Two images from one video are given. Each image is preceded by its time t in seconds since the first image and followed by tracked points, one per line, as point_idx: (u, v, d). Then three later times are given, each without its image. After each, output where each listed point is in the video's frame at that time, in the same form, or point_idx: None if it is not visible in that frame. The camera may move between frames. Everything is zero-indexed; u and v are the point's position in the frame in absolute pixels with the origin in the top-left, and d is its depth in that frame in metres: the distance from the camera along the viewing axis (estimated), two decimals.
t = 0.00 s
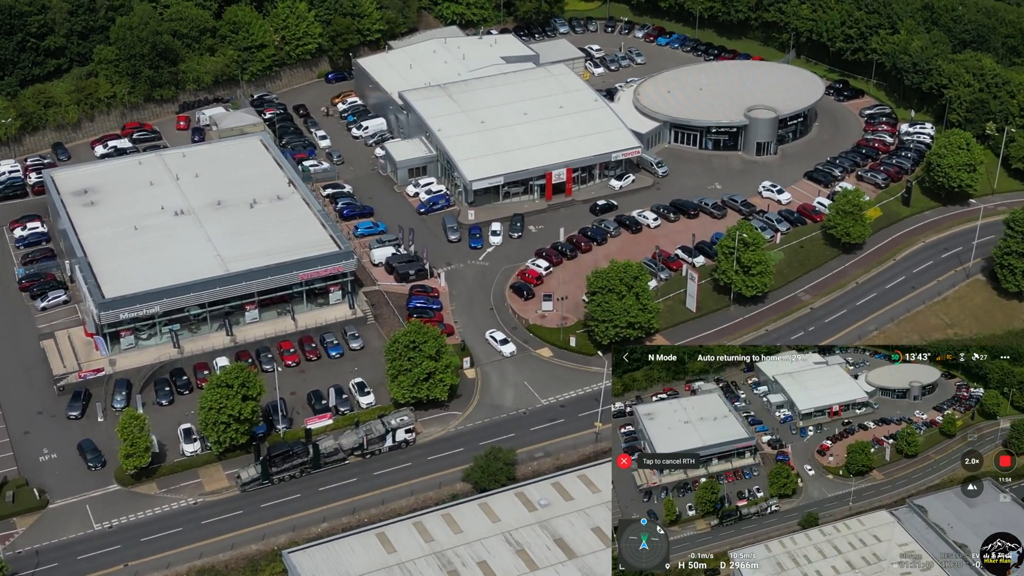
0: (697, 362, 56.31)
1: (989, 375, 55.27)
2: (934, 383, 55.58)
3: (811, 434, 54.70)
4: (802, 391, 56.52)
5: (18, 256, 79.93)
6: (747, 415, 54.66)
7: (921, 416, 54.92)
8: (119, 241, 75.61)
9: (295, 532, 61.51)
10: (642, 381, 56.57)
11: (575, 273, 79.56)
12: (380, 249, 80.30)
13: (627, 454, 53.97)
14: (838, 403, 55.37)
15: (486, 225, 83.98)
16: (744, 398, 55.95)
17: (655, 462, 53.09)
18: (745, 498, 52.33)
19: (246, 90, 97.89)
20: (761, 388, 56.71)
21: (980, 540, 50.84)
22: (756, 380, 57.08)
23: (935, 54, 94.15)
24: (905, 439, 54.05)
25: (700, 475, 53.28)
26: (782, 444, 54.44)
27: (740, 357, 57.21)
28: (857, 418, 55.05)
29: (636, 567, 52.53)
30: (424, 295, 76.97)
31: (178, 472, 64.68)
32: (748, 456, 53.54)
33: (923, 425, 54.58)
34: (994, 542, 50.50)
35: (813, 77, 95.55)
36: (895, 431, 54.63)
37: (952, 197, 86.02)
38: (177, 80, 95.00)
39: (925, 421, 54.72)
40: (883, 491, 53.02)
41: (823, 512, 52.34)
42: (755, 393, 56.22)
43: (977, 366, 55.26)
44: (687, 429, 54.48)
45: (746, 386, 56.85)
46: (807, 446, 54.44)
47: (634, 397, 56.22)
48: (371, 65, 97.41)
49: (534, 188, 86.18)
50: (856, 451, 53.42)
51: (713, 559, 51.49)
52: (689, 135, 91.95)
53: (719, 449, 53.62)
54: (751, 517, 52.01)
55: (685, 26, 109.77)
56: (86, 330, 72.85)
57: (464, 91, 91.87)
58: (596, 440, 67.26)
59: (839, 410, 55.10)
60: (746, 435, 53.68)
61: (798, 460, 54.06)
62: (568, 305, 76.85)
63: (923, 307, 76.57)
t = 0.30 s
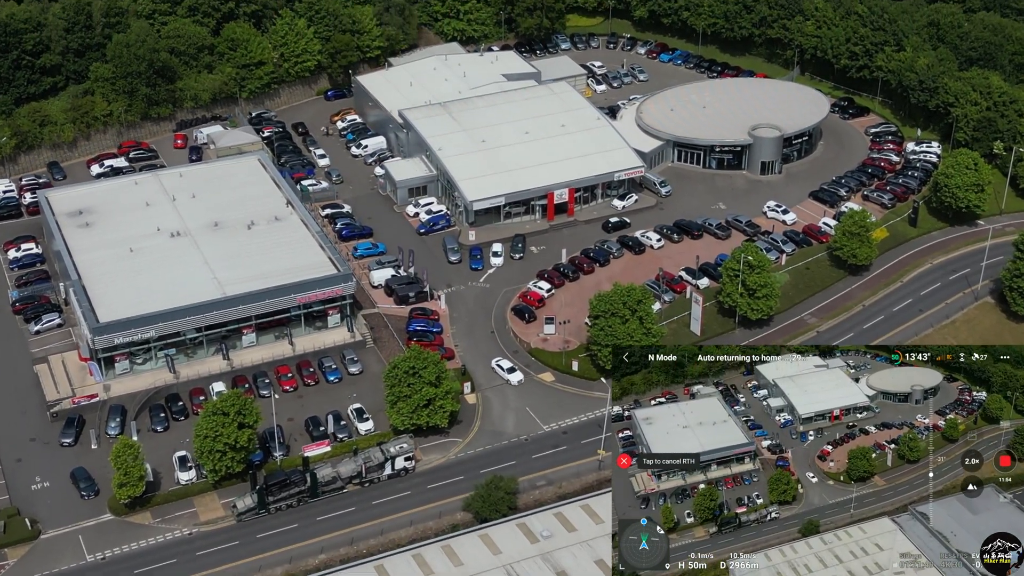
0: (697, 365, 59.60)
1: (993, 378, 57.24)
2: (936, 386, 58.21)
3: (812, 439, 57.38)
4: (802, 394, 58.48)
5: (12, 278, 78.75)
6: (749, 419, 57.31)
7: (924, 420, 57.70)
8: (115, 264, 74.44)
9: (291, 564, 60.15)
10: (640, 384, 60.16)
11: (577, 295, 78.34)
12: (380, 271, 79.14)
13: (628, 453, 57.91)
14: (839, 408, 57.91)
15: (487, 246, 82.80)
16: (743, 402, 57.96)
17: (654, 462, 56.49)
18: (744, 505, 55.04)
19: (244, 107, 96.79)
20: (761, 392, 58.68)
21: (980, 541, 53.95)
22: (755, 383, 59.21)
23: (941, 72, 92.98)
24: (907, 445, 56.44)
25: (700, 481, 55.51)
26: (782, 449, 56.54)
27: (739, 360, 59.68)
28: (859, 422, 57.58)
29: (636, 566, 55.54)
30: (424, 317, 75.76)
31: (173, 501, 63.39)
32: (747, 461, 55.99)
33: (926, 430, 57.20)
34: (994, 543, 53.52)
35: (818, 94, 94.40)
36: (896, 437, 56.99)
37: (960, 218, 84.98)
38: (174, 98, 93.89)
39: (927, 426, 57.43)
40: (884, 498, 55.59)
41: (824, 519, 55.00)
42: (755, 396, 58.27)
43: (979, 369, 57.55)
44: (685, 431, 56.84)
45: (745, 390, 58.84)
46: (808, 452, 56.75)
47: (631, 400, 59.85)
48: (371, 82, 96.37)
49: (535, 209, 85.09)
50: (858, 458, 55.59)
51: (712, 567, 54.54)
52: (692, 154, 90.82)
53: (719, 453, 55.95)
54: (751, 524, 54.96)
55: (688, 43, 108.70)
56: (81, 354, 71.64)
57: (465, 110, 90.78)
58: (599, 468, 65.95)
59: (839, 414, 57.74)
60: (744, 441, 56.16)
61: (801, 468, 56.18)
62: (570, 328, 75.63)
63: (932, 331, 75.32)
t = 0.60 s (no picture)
0: (696, 371, 59.10)
1: (994, 384, 55.93)
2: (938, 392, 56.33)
3: (812, 445, 56.18)
4: (802, 400, 57.67)
5: (5, 302, 77.57)
6: (749, 425, 56.63)
7: (925, 426, 55.65)
8: (110, 287, 73.26)
9: None
10: (637, 391, 60.53)
11: (579, 318, 77.15)
12: (379, 294, 77.90)
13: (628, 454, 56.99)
14: (840, 414, 56.63)
15: (488, 268, 81.60)
16: (743, 407, 57.35)
17: (654, 462, 55.69)
18: (743, 513, 54.47)
19: (242, 126, 95.73)
20: (761, 397, 58.03)
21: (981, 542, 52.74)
22: (755, 388, 58.32)
23: (948, 91, 91.92)
24: (910, 452, 54.83)
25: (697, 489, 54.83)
26: (782, 456, 55.81)
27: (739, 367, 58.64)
28: (859, 428, 56.16)
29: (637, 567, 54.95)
30: (424, 342, 74.57)
31: (167, 532, 62.03)
32: (747, 468, 55.41)
33: (927, 436, 55.14)
34: (994, 543, 52.46)
35: (823, 113, 93.34)
36: (898, 443, 55.48)
37: (967, 239, 82.74)
38: (171, 117, 92.80)
39: (929, 432, 55.35)
40: (887, 506, 54.02)
41: (825, 527, 53.94)
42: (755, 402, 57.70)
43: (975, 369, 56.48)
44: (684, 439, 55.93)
45: (745, 395, 57.99)
46: (810, 458, 55.85)
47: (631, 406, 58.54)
48: (370, 101, 95.33)
49: (537, 230, 83.91)
50: (859, 465, 54.53)
51: None
52: (696, 174, 89.67)
53: (719, 460, 55.22)
54: (750, 534, 54.05)
55: (691, 60, 107.62)
56: (74, 380, 70.41)
57: (465, 129, 89.72)
58: (602, 498, 64.60)
59: (840, 420, 56.41)
60: (745, 448, 55.33)
61: (801, 475, 55.39)
62: (572, 353, 74.39)
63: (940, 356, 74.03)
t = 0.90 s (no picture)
0: (694, 378, 68.20)
1: (997, 392, 66.48)
2: (939, 401, 66.42)
3: (812, 454, 64.40)
4: (801, 408, 65.91)
5: None
6: (750, 433, 65.17)
7: (928, 435, 64.87)
8: (104, 305, 72.08)
9: None
10: (637, 398, 67.89)
11: (581, 336, 75.93)
12: (377, 312, 76.64)
13: (627, 454, 65.93)
14: (842, 423, 64.83)
15: (488, 285, 80.40)
16: (742, 415, 66.47)
17: (654, 462, 63.25)
18: (742, 525, 60.88)
19: (240, 139, 94.67)
20: (761, 405, 66.73)
21: (982, 542, 61.98)
22: (755, 397, 67.24)
23: (954, 104, 90.73)
24: (912, 462, 63.14)
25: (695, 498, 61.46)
26: (781, 466, 63.31)
27: (737, 376, 68.44)
28: (861, 436, 64.73)
29: (640, 566, 60.74)
30: (424, 360, 73.36)
31: (162, 557, 60.68)
32: (746, 478, 62.56)
33: (930, 446, 64.11)
34: (996, 544, 61.79)
35: (828, 126, 92.18)
36: (898, 454, 64.06)
37: (975, 256, 82.80)
38: (168, 131, 91.66)
39: (932, 441, 64.43)
40: (886, 516, 61.92)
41: (825, 540, 60.89)
42: (754, 410, 66.59)
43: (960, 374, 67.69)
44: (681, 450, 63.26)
45: (745, 404, 67.15)
46: (810, 470, 63.70)
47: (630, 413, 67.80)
48: (369, 114, 94.21)
49: (538, 246, 82.70)
50: (861, 476, 61.65)
51: None
52: (699, 188, 88.48)
53: (719, 470, 62.25)
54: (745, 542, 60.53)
55: (694, 72, 106.51)
56: (67, 401, 69.16)
57: (466, 143, 88.56)
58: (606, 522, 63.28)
59: (841, 428, 64.66)
60: (743, 459, 62.60)
61: (802, 486, 62.92)
62: (574, 372, 73.17)
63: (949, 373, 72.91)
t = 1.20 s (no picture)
0: (693, 387, 65.77)
1: (999, 400, 64.45)
2: (942, 408, 64.30)
3: (814, 462, 62.92)
4: (801, 416, 64.40)
5: None
6: (749, 440, 64.58)
7: (930, 443, 62.96)
8: (99, 320, 70.91)
9: None
10: (634, 406, 65.77)
11: (583, 351, 74.73)
12: (377, 326, 75.40)
13: (626, 454, 65.17)
14: (842, 430, 63.31)
15: (489, 298, 79.19)
16: (741, 422, 65.84)
17: (654, 462, 61.78)
18: (742, 535, 59.27)
19: (237, 148, 93.48)
20: (761, 412, 65.78)
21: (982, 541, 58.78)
22: (755, 404, 66.24)
23: (962, 113, 89.40)
24: (914, 471, 61.47)
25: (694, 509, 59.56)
26: (781, 474, 62.17)
27: (737, 383, 66.63)
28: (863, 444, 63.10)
29: (640, 566, 59.34)
30: (424, 376, 72.14)
31: None
32: (745, 488, 60.70)
33: (931, 454, 62.21)
34: (995, 544, 58.28)
35: (833, 136, 90.95)
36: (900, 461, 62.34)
37: (983, 268, 81.54)
38: (165, 140, 90.40)
39: (933, 448, 62.59)
40: (888, 526, 60.46)
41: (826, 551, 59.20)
42: (754, 418, 65.70)
43: (959, 378, 65.63)
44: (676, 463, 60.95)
45: (744, 410, 66.39)
46: (811, 478, 62.25)
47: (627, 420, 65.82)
48: (368, 123, 93.01)
49: (540, 258, 81.48)
50: (863, 485, 60.16)
51: None
52: (703, 199, 87.28)
53: (718, 479, 60.12)
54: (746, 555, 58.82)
55: (697, 79, 105.28)
56: (61, 418, 67.98)
57: (466, 153, 87.37)
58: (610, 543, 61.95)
59: (842, 436, 63.17)
60: (744, 467, 60.44)
61: (802, 496, 61.49)
62: (576, 387, 71.95)
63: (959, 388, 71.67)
